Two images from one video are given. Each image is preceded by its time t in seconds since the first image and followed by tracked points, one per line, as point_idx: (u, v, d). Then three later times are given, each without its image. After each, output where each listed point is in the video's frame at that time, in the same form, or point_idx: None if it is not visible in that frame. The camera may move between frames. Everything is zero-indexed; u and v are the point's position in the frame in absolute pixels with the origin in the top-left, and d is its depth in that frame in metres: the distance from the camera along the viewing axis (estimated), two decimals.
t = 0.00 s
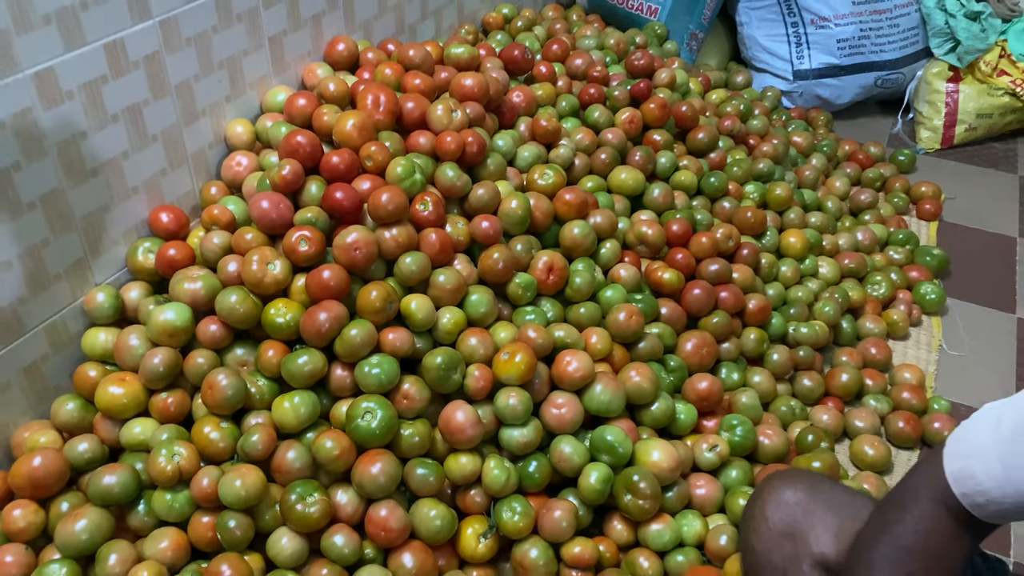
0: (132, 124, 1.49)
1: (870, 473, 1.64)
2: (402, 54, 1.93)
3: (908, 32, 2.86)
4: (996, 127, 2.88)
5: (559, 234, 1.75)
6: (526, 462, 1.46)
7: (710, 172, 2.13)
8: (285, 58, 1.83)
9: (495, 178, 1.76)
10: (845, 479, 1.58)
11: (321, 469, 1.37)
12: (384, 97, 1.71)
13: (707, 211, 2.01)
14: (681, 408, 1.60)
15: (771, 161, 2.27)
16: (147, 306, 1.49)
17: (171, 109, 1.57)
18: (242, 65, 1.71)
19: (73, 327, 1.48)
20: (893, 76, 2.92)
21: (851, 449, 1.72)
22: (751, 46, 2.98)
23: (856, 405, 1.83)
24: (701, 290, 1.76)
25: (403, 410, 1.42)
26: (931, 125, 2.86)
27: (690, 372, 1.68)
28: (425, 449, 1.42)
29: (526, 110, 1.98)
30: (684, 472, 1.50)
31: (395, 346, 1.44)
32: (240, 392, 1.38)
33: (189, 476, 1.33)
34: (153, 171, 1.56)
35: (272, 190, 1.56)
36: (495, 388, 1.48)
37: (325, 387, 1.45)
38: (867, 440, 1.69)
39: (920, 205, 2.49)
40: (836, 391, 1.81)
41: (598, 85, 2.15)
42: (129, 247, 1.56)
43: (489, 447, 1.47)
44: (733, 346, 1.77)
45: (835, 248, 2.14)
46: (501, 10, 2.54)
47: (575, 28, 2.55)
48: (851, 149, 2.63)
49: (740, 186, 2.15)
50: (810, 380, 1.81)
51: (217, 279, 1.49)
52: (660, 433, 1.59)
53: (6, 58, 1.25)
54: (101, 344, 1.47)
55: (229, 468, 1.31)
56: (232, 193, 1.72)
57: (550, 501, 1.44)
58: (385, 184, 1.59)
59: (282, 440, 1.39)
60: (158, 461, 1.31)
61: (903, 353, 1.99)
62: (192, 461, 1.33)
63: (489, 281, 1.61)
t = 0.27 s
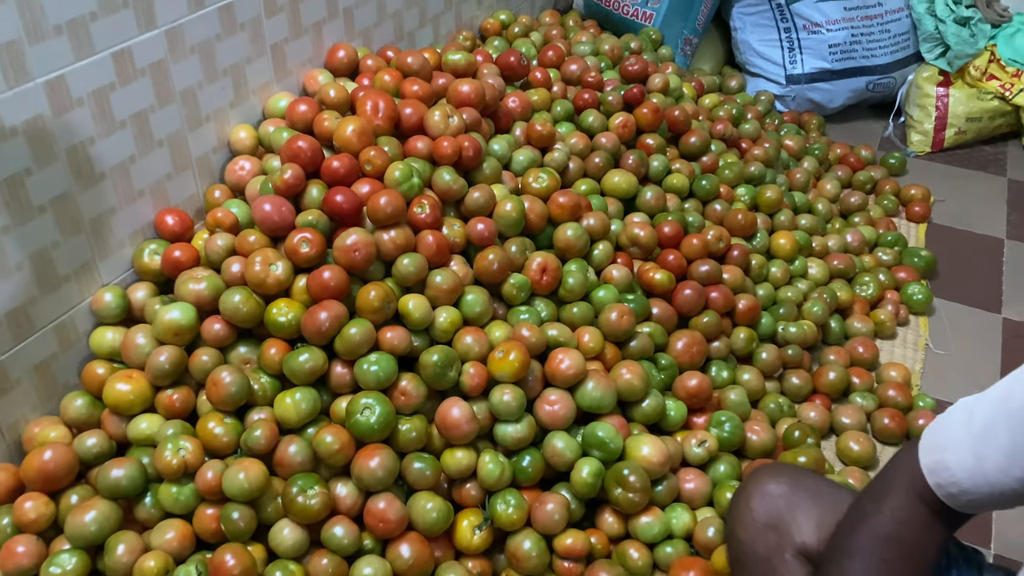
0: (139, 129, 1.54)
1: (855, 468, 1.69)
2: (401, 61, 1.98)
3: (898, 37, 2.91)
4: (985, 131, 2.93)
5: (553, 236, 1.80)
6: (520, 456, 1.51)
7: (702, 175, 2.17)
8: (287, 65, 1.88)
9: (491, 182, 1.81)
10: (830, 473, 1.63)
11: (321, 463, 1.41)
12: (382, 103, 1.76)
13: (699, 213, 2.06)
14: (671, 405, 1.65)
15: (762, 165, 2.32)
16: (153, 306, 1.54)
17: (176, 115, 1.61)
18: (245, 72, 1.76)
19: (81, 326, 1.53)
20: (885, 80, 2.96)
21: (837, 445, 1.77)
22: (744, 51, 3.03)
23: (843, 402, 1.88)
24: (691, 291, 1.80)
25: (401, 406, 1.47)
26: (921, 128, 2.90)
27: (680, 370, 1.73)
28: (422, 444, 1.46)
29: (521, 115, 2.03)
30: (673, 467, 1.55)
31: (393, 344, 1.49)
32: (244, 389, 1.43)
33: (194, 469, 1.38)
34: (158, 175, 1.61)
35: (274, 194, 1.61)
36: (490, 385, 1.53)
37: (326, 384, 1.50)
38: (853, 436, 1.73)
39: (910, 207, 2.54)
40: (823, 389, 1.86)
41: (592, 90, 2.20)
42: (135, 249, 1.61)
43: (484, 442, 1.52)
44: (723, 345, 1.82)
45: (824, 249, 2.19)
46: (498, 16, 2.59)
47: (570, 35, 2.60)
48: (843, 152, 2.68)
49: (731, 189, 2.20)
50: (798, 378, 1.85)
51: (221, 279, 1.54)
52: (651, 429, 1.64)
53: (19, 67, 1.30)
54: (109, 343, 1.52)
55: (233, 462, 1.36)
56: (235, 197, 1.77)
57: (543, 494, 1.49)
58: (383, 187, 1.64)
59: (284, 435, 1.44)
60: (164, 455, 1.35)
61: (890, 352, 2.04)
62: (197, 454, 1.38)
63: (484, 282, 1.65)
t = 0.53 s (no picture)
0: (142, 131, 1.58)
1: (841, 462, 1.73)
2: (398, 63, 2.02)
3: (890, 39, 2.95)
4: (976, 131, 2.97)
5: (547, 235, 1.84)
6: (513, 450, 1.55)
7: (694, 175, 2.21)
8: (287, 67, 1.92)
9: (486, 182, 1.85)
10: (817, 467, 1.67)
11: (320, 455, 1.45)
12: (380, 105, 1.80)
13: (691, 213, 2.10)
14: (662, 400, 1.68)
15: (754, 165, 2.36)
16: (156, 302, 1.58)
17: (178, 116, 1.65)
18: (245, 74, 1.80)
19: (85, 322, 1.57)
20: (877, 82, 3.00)
21: (825, 439, 1.80)
22: (739, 53, 3.06)
23: (832, 398, 1.92)
24: (682, 289, 1.84)
25: (397, 400, 1.51)
26: (913, 129, 2.94)
27: (671, 366, 1.77)
28: (417, 437, 1.50)
29: (516, 117, 2.07)
30: (663, 460, 1.58)
31: (390, 340, 1.53)
32: (244, 383, 1.47)
33: (196, 461, 1.42)
34: (161, 175, 1.65)
35: (273, 194, 1.65)
36: (484, 380, 1.57)
37: (324, 379, 1.54)
38: (840, 431, 1.77)
39: (900, 206, 2.58)
40: (812, 384, 1.90)
41: (587, 92, 2.24)
42: (138, 248, 1.65)
43: (478, 436, 1.56)
44: (713, 342, 1.86)
45: (814, 248, 2.23)
46: (495, 19, 2.63)
47: (566, 37, 2.64)
48: (835, 153, 2.71)
49: (723, 189, 2.23)
50: (787, 374, 1.89)
51: (222, 277, 1.58)
52: (642, 423, 1.68)
53: (26, 70, 1.34)
54: (113, 339, 1.56)
55: (233, 454, 1.40)
56: (236, 196, 1.81)
57: (536, 486, 1.53)
58: (380, 187, 1.68)
59: (283, 428, 1.48)
60: (167, 447, 1.40)
61: (878, 349, 2.07)
62: (198, 447, 1.42)
63: (479, 280, 1.69)
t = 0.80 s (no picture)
0: (144, 131, 1.62)
1: (828, 454, 1.77)
2: (394, 64, 2.06)
3: (881, 39, 2.99)
4: (966, 130, 3.01)
5: (540, 233, 1.88)
6: (506, 441, 1.59)
7: (686, 174, 2.25)
8: (285, 68, 1.96)
9: (480, 180, 1.88)
10: (803, 458, 1.71)
11: (317, 446, 1.49)
12: (376, 106, 1.84)
13: (682, 211, 2.14)
14: (651, 393, 1.73)
15: (745, 164, 2.40)
16: (158, 298, 1.62)
17: (179, 117, 1.69)
18: (244, 75, 1.84)
19: (88, 317, 1.61)
20: (868, 82, 3.04)
21: (812, 432, 1.84)
22: (732, 53, 3.10)
23: (820, 392, 1.95)
24: (673, 285, 1.88)
25: (392, 393, 1.55)
26: (904, 128, 2.98)
27: (661, 361, 1.81)
28: (412, 428, 1.54)
29: (511, 116, 2.11)
30: (652, 452, 1.62)
31: (385, 335, 1.57)
32: (243, 376, 1.51)
33: (196, 452, 1.46)
34: (162, 174, 1.69)
35: (272, 192, 1.69)
36: (477, 373, 1.61)
37: (321, 372, 1.58)
38: (827, 424, 1.81)
39: (890, 205, 2.61)
40: (800, 378, 1.94)
41: (580, 92, 2.28)
42: (140, 245, 1.68)
43: (472, 428, 1.60)
44: (703, 337, 1.90)
45: (804, 246, 2.27)
46: (492, 20, 2.67)
47: (561, 38, 2.68)
48: (826, 152, 2.75)
49: (714, 187, 2.28)
50: (776, 368, 1.93)
51: (221, 273, 1.62)
52: (632, 416, 1.72)
53: (32, 72, 1.38)
54: (115, 333, 1.60)
55: (232, 445, 1.44)
56: (236, 195, 1.85)
57: (528, 476, 1.57)
58: (377, 186, 1.72)
59: (282, 420, 1.52)
60: (168, 438, 1.44)
61: (865, 345, 2.12)
62: (199, 438, 1.46)
63: (473, 276, 1.73)
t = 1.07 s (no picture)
0: (145, 130, 1.66)
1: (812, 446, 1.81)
2: (390, 65, 2.10)
3: (871, 40, 3.04)
4: (954, 130, 3.06)
5: (531, 230, 1.92)
6: (497, 433, 1.63)
7: (676, 173, 2.30)
8: (283, 69, 2.00)
9: (473, 179, 1.92)
10: (788, 450, 1.75)
11: (313, 438, 1.53)
12: (371, 106, 1.88)
13: (672, 209, 2.19)
14: (640, 386, 1.77)
15: (735, 163, 2.44)
16: (158, 294, 1.66)
17: (178, 117, 1.74)
18: (243, 76, 1.88)
19: (91, 312, 1.65)
20: (858, 82, 3.09)
21: (798, 425, 1.89)
22: (724, 54, 3.14)
23: (806, 386, 2.00)
24: (662, 281, 1.92)
25: (387, 385, 1.59)
26: (893, 128, 3.02)
27: (650, 355, 1.85)
28: (406, 420, 1.58)
29: (504, 116, 2.15)
30: (640, 443, 1.67)
31: (380, 330, 1.61)
32: (242, 369, 1.55)
33: (196, 443, 1.50)
34: (162, 173, 1.73)
35: (270, 190, 1.74)
36: (470, 367, 1.65)
37: (317, 366, 1.62)
38: (811, 417, 1.85)
39: (878, 203, 2.66)
40: (786, 372, 1.98)
41: (572, 93, 2.32)
42: (141, 242, 1.73)
43: (464, 420, 1.64)
44: (692, 332, 1.94)
45: (791, 243, 2.31)
46: (486, 22, 2.71)
47: (554, 40, 2.73)
48: (816, 151, 2.79)
49: (704, 186, 2.32)
50: (762, 363, 1.97)
51: (220, 270, 1.66)
52: (621, 409, 1.77)
53: (36, 73, 1.42)
54: (117, 328, 1.64)
55: (231, 436, 1.48)
56: (234, 193, 1.89)
57: (518, 467, 1.61)
58: (371, 184, 1.76)
59: (279, 412, 1.56)
60: (169, 429, 1.48)
61: (851, 340, 2.16)
62: (198, 429, 1.50)
63: (466, 272, 1.77)
